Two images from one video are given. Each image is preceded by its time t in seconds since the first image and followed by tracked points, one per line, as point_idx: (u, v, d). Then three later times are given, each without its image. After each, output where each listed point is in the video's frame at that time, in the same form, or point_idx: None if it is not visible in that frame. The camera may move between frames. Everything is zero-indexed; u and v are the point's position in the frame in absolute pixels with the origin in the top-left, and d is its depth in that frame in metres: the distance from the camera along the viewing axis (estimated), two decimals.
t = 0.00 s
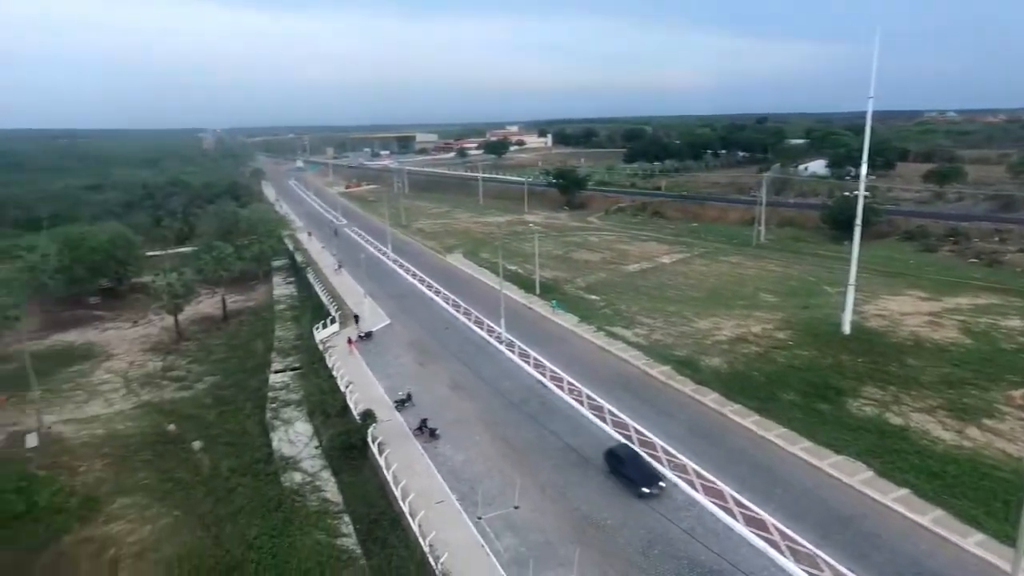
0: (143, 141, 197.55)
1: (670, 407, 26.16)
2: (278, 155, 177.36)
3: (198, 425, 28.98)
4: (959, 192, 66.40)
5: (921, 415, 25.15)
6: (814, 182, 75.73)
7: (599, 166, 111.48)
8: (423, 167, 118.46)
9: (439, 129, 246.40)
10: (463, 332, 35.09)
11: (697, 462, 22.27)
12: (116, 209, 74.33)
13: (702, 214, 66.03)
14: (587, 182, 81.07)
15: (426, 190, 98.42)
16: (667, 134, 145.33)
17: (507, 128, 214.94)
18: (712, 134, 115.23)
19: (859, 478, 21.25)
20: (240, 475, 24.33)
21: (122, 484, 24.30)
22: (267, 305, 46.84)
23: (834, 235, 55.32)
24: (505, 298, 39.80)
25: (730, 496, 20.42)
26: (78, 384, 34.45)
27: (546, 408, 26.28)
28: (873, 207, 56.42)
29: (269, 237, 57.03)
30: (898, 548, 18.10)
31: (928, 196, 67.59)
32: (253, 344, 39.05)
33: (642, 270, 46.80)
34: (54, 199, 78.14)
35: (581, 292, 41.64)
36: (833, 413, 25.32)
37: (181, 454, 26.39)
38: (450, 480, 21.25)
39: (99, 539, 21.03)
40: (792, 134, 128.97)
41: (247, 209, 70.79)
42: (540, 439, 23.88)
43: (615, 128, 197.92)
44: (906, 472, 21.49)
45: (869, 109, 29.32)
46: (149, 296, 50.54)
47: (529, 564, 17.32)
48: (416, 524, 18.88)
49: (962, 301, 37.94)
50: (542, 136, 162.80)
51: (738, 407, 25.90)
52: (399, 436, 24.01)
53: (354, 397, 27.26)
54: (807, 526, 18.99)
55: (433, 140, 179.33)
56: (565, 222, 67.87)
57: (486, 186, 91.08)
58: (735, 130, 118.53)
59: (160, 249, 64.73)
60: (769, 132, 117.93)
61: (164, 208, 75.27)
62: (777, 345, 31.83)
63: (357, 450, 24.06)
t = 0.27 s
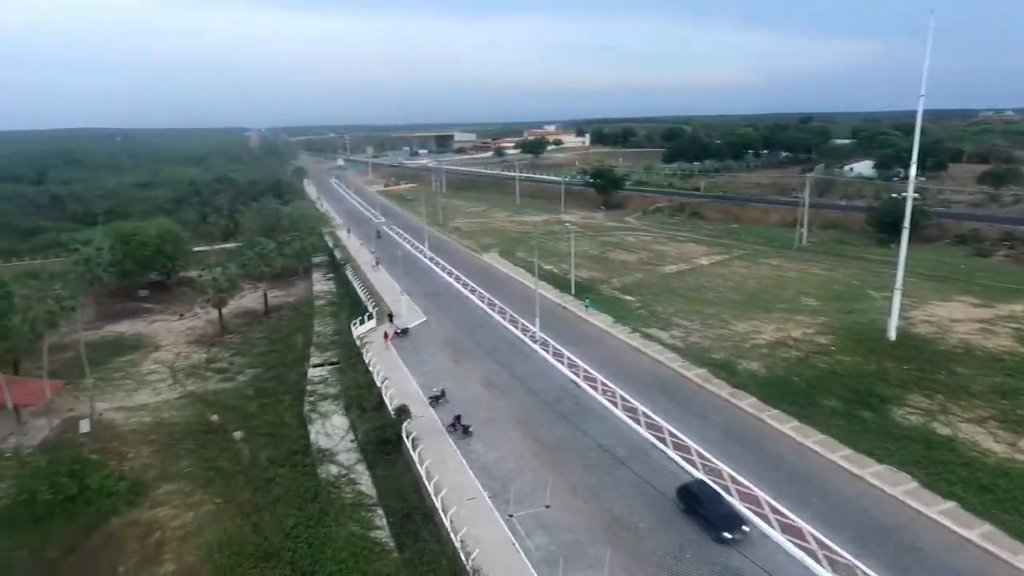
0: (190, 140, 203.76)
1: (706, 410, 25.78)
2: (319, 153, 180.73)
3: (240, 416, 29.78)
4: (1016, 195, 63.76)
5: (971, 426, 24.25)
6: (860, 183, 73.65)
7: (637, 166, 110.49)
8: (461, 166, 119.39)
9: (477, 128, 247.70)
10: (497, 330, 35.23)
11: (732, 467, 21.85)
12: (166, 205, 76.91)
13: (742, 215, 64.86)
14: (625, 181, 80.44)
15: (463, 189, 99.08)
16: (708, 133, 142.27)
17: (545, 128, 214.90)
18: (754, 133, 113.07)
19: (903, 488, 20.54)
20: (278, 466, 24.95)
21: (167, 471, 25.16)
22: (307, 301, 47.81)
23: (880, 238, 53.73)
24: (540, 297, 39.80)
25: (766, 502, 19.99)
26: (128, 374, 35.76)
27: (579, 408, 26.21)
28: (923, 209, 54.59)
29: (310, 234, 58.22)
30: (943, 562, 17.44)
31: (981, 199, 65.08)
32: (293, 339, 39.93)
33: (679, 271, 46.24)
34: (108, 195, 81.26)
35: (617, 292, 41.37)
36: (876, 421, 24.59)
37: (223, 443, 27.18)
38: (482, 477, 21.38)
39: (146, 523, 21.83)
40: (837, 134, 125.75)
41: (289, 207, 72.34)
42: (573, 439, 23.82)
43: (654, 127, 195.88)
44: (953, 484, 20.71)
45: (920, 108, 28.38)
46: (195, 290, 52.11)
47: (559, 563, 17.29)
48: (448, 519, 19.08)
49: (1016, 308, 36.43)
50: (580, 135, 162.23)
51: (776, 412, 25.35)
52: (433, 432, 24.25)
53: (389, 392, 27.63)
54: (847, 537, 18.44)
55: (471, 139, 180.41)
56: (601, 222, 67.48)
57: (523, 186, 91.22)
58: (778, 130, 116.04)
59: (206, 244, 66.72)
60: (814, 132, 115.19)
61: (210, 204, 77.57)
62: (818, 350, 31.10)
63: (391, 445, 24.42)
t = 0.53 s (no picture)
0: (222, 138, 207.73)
1: (730, 412, 25.46)
2: (347, 152, 182.76)
3: (266, 410, 30.33)
4: None
5: (1006, 434, 23.58)
6: (893, 184, 72.09)
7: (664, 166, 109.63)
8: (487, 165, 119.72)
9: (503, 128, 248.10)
10: (521, 329, 35.29)
11: (757, 470, 21.49)
12: (197, 202, 78.51)
13: (770, 216, 63.98)
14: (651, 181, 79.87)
15: (489, 188, 99.34)
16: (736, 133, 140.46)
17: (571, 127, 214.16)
18: (784, 133, 111.42)
19: (933, 496, 19.98)
20: (303, 460, 25.34)
21: (196, 463, 25.73)
22: (333, 298, 48.42)
23: (913, 240, 52.55)
24: (563, 297, 39.74)
25: (791, 507, 19.53)
26: (159, 367, 36.64)
27: (602, 408, 26.12)
28: (958, 211, 53.23)
29: (337, 232, 58.93)
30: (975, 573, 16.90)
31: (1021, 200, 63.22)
32: (319, 335, 40.48)
33: (705, 272, 45.80)
34: (142, 193, 83.23)
35: (642, 293, 41.14)
36: (906, 427, 24.05)
37: (250, 437, 27.70)
38: (504, 475, 21.46)
39: (175, 513, 22.39)
40: (870, 134, 123.26)
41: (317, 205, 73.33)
42: (595, 439, 23.75)
43: (681, 127, 194.10)
44: (986, 493, 20.10)
45: (956, 107, 27.68)
46: (225, 286, 53.14)
47: (579, 563, 17.27)
48: (469, 517, 19.21)
49: None
50: (606, 134, 161.42)
51: (803, 416, 24.89)
52: (455, 430, 24.39)
53: (412, 389, 27.89)
54: (873, 544, 17.99)
55: (496, 138, 180.64)
56: (627, 222, 67.13)
57: (548, 185, 91.12)
58: (808, 129, 114.14)
59: (236, 241, 67.97)
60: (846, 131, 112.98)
61: (240, 202, 79.00)
62: (847, 353, 30.56)
63: (414, 442, 24.69)
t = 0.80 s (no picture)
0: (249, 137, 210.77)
1: (752, 415, 25.18)
2: (371, 151, 184.29)
3: (289, 406, 30.75)
4: None
5: None
6: (924, 185, 70.64)
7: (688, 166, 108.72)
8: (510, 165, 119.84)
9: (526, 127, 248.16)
10: (541, 329, 35.30)
11: (779, 474, 21.19)
12: (225, 200, 79.82)
13: (796, 217, 63.14)
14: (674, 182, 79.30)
15: (511, 188, 99.45)
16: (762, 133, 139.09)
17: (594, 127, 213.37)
18: (811, 133, 109.78)
19: (962, 505, 19.41)
20: (325, 456, 25.65)
21: (221, 456, 26.20)
22: (355, 296, 48.90)
23: (944, 242, 51.47)
24: (585, 297, 39.65)
25: (813, 512, 19.20)
26: (186, 362, 37.36)
27: (622, 409, 26.02)
28: (992, 213, 51.97)
29: (360, 231, 59.49)
30: None
31: None
32: (342, 333, 40.93)
33: (728, 273, 45.36)
34: (172, 191, 84.87)
35: (664, 294, 40.88)
36: (934, 433, 23.52)
37: (274, 432, 28.11)
38: (523, 474, 21.50)
39: (200, 505, 22.84)
40: (900, 135, 120.92)
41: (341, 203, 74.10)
42: (615, 440, 23.68)
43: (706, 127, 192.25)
44: (1018, 502, 19.50)
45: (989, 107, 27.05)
46: (250, 283, 53.99)
47: (598, 564, 17.24)
48: (487, 515, 19.28)
49: None
50: (629, 134, 160.51)
51: (826, 421, 24.48)
52: (475, 428, 24.49)
53: (433, 387, 28.06)
54: (899, 552, 17.56)
55: (519, 138, 180.66)
56: (649, 222, 66.74)
57: (570, 185, 90.93)
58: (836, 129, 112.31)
59: (262, 239, 68.99)
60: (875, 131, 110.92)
61: (266, 200, 80.14)
62: (873, 357, 30.04)
63: (434, 440, 24.86)
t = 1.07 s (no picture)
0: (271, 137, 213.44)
1: (771, 417, 24.95)
2: (392, 150, 185.70)
3: (309, 402, 31.08)
4: None
5: None
6: (952, 185, 69.27)
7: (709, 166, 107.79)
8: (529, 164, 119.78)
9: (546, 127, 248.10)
10: (560, 328, 35.29)
11: (799, 478, 20.93)
12: (248, 199, 80.87)
13: (819, 218, 62.32)
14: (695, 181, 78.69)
15: (530, 187, 99.44)
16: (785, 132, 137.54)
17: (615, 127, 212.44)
18: (835, 133, 108.27)
19: (989, 512, 18.95)
20: (344, 451, 25.90)
21: (242, 450, 26.58)
22: (375, 294, 49.31)
23: (972, 244, 50.45)
24: (603, 297, 39.54)
25: (834, 517, 18.96)
26: (209, 357, 37.93)
27: (640, 410, 25.94)
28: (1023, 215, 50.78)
29: (381, 229, 59.91)
30: None
31: None
32: (361, 330, 41.29)
33: (749, 274, 44.94)
34: (196, 190, 86.21)
35: (684, 294, 40.64)
36: (960, 439, 23.05)
37: (294, 427, 28.43)
38: (540, 474, 21.51)
39: (222, 498, 23.18)
40: (927, 135, 118.70)
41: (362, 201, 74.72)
42: (633, 440, 23.61)
43: (729, 126, 190.36)
44: None
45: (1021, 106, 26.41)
46: (272, 280, 54.65)
47: (615, 565, 17.19)
48: (504, 513, 19.32)
49: None
50: (650, 133, 159.50)
51: (848, 424, 24.13)
52: (493, 427, 24.56)
53: (451, 386, 28.18)
54: (922, 559, 17.22)
55: (539, 137, 180.47)
56: (669, 222, 66.36)
57: (590, 185, 90.65)
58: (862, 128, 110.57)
59: (284, 237, 69.81)
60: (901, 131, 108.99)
61: (288, 198, 81.06)
62: (897, 361, 29.56)
63: (451, 437, 24.98)
